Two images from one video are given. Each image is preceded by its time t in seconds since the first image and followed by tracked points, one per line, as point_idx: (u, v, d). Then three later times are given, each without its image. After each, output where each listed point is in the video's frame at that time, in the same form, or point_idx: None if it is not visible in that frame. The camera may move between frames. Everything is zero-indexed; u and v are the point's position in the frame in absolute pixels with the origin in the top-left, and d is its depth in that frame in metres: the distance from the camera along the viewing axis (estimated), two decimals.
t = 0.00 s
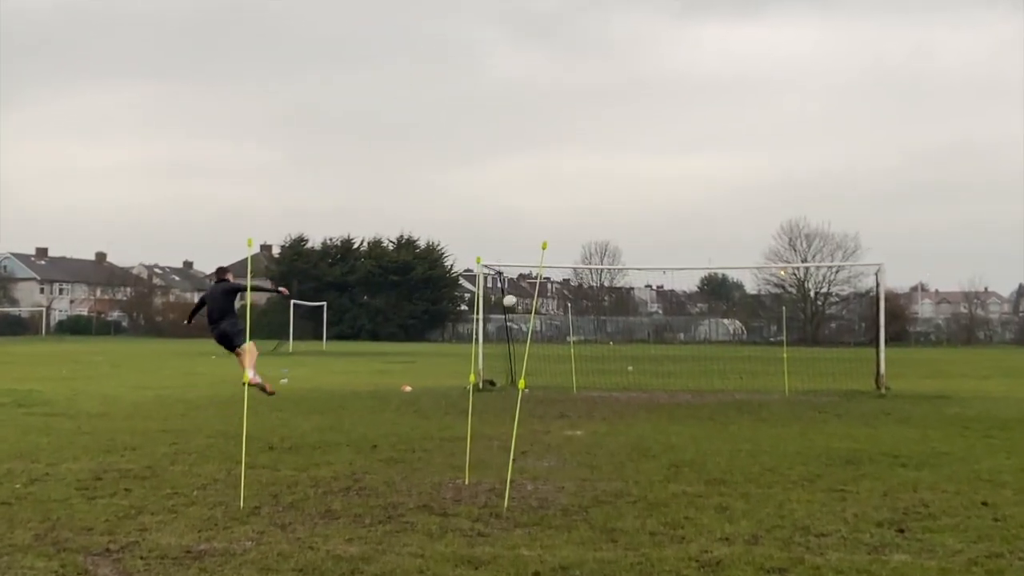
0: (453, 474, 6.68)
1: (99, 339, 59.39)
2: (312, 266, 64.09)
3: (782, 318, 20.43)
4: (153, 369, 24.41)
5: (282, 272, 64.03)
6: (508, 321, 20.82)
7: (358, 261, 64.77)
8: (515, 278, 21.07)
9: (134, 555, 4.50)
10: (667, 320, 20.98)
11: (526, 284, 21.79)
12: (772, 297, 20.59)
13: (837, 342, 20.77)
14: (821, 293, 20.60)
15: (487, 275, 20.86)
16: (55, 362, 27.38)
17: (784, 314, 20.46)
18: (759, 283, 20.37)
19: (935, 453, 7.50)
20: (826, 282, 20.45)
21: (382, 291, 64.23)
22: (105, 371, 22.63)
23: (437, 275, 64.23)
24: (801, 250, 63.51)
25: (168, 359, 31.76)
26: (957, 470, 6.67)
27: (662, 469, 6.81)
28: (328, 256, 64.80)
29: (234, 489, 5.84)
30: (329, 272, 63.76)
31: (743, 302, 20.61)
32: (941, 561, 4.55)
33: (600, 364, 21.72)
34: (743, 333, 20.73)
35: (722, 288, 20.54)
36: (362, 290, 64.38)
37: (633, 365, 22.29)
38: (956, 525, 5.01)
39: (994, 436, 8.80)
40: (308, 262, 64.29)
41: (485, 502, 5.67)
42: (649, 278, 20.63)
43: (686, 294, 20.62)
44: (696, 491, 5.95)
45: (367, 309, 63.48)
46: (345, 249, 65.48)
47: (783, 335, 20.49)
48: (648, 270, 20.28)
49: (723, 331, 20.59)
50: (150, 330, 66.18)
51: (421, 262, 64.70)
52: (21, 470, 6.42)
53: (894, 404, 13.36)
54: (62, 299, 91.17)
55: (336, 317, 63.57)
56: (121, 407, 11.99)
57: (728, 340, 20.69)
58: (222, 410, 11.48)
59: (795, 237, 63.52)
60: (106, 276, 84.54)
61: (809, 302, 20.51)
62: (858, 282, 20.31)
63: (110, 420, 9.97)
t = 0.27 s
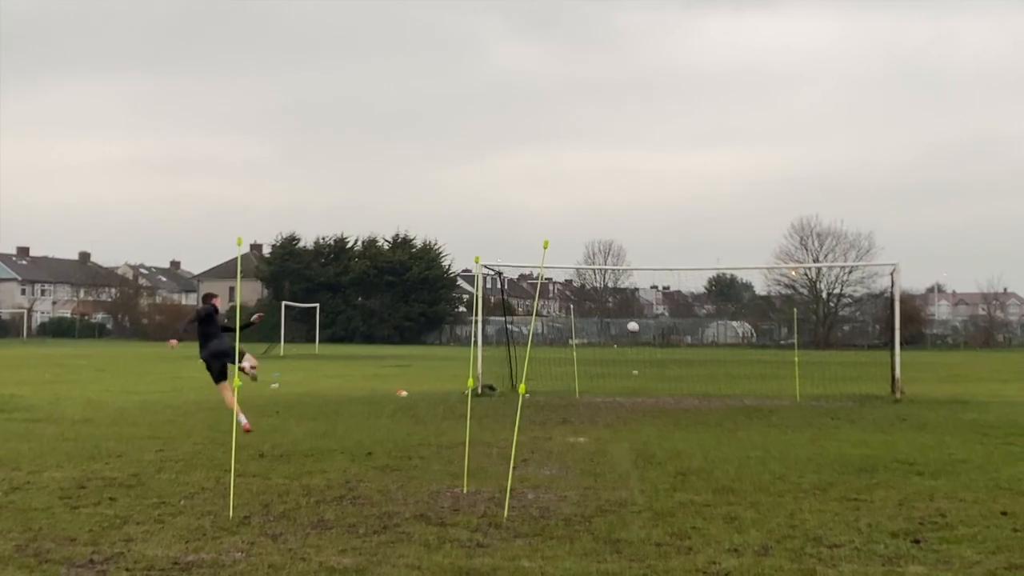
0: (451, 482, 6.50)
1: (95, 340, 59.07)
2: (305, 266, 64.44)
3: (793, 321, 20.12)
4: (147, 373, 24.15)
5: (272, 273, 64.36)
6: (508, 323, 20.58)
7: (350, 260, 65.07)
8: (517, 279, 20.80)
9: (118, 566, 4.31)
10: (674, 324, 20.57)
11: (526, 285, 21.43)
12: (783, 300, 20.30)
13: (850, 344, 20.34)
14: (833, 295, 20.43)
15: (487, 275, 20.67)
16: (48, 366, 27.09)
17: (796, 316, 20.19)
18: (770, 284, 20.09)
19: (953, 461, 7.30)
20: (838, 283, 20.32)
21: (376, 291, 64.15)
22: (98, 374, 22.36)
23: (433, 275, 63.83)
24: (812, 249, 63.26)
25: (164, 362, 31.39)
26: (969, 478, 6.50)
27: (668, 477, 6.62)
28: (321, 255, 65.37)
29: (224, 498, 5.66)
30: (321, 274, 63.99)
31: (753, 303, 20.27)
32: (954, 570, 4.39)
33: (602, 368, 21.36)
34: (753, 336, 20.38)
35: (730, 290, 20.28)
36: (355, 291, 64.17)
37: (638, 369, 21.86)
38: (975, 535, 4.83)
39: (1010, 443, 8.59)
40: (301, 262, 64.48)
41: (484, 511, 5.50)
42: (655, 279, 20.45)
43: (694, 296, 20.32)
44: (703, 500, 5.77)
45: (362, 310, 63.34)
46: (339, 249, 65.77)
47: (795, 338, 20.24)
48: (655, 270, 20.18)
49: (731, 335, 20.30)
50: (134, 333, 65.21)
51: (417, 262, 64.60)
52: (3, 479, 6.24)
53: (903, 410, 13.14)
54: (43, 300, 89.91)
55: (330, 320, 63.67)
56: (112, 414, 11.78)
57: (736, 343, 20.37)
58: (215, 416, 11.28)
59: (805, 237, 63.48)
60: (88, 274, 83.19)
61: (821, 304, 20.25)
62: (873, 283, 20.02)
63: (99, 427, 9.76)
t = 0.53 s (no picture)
0: (449, 489, 6.36)
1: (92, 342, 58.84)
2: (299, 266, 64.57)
3: (802, 322, 19.86)
4: (143, 377, 23.96)
5: (264, 273, 64.33)
6: (508, 325, 20.44)
7: (344, 261, 65.07)
8: (518, 278, 20.76)
9: None
10: (679, 326, 20.44)
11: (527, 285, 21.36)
12: (792, 300, 20.11)
13: (861, 347, 19.97)
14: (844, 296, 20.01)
15: (486, 276, 20.54)
16: (42, 369, 26.90)
17: (805, 317, 19.91)
18: (778, 285, 20.02)
19: (965, 468, 7.15)
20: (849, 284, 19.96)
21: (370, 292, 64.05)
22: (92, 377, 22.17)
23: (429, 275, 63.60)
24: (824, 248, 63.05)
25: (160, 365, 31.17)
26: (980, 485, 6.36)
27: (673, 484, 6.47)
28: (314, 254, 65.53)
29: (214, 506, 5.52)
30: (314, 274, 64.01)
31: (762, 305, 20.16)
32: None
33: (606, 370, 21.01)
34: (761, 339, 20.26)
35: (737, 290, 20.21)
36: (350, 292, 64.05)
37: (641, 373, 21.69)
38: (990, 544, 4.69)
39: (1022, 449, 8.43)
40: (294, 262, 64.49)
41: (483, 519, 5.36)
42: (660, 279, 20.41)
43: (700, 297, 20.21)
44: (709, 508, 5.62)
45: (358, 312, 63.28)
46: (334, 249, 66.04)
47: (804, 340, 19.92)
48: (661, 270, 20.07)
49: (738, 336, 20.24)
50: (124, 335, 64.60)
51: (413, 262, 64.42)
52: None
53: (909, 414, 12.94)
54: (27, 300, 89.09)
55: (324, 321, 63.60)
56: (103, 419, 11.61)
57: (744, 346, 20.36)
58: (209, 421, 11.14)
59: (816, 234, 63.50)
60: (77, 274, 82.36)
61: (830, 305, 19.97)
62: (885, 284, 19.58)
63: (88, 432, 9.61)
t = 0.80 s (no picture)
0: (447, 494, 6.26)
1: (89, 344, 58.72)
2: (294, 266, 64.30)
3: (809, 324, 19.74)
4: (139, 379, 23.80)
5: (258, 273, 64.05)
6: (508, 326, 20.30)
7: (340, 261, 64.97)
8: (519, 279, 20.64)
9: None
10: (682, 326, 20.23)
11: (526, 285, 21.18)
12: (799, 300, 19.98)
13: (870, 349, 19.77)
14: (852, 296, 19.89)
15: (485, 276, 20.38)
16: (36, 371, 26.73)
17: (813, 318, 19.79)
18: (784, 285, 19.84)
19: (975, 472, 7.04)
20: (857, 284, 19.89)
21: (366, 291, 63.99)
22: (87, 379, 22.01)
23: (426, 275, 63.56)
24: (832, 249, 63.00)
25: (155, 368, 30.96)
26: (988, 489, 6.26)
27: (677, 489, 6.38)
28: (310, 254, 65.33)
29: (208, 511, 5.44)
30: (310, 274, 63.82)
31: (767, 305, 20.00)
32: None
33: (609, 371, 21.07)
34: (767, 340, 20.10)
35: (742, 290, 20.07)
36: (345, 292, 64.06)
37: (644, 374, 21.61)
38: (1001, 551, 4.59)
39: None
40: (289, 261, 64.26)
41: (481, 523, 5.30)
42: (662, 280, 20.32)
43: (704, 297, 20.04)
44: (714, 513, 5.52)
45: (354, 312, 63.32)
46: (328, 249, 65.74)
47: (811, 343, 19.83)
48: (664, 270, 19.98)
49: (743, 338, 20.07)
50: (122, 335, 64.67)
51: (411, 262, 64.30)
52: None
53: (914, 418, 12.79)
54: (15, 301, 88.48)
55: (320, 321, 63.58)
56: (97, 422, 11.52)
57: (751, 348, 20.18)
58: (204, 424, 11.01)
59: (823, 233, 63.32)
60: (68, 274, 81.76)
61: (838, 306, 19.86)
62: (892, 284, 19.56)
63: (80, 436, 9.49)
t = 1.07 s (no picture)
0: (446, 498, 6.20)
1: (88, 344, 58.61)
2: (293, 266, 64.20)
3: (814, 324, 19.73)
4: (137, 380, 23.77)
5: (256, 274, 63.92)
6: (508, 327, 20.23)
7: (337, 261, 64.80)
8: (519, 279, 20.56)
9: None
10: (686, 327, 20.22)
11: (527, 285, 21.12)
12: (804, 301, 19.92)
13: (875, 349, 19.65)
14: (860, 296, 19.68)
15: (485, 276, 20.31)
16: (34, 371, 26.72)
17: (818, 318, 19.73)
18: (788, 286, 19.80)
19: (982, 475, 6.97)
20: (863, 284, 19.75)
21: (365, 291, 63.92)
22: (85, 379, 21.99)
23: (426, 275, 63.51)
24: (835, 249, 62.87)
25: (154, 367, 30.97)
26: (992, 492, 6.21)
27: (680, 492, 6.31)
28: (307, 254, 65.19)
29: (203, 515, 5.38)
30: (309, 274, 63.75)
31: (771, 306, 19.96)
32: None
33: (610, 372, 21.10)
34: (771, 341, 20.07)
35: (746, 291, 20.01)
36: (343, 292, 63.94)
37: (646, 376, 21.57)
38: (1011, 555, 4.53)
39: None
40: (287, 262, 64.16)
41: (481, 527, 5.24)
42: (665, 280, 20.16)
43: (707, 298, 19.97)
44: (717, 517, 5.46)
45: (354, 313, 63.27)
46: (325, 249, 65.46)
47: (817, 344, 19.78)
48: (666, 270, 19.81)
49: (748, 340, 20.00)
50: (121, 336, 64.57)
51: (410, 262, 64.24)
52: None
53: (917, 420, 12.72)
54: (11, 301, 88.35)
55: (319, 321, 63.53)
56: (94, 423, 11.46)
57: (756, 348, 20.16)
58: (202, 426, 10.96)
59: (828, 233, 63.27)
60: (64, 274, 81.63)
61: (845, 306, 19.74)
62: (898, 284, 19.48)
63: (77, 438, 9.43)
